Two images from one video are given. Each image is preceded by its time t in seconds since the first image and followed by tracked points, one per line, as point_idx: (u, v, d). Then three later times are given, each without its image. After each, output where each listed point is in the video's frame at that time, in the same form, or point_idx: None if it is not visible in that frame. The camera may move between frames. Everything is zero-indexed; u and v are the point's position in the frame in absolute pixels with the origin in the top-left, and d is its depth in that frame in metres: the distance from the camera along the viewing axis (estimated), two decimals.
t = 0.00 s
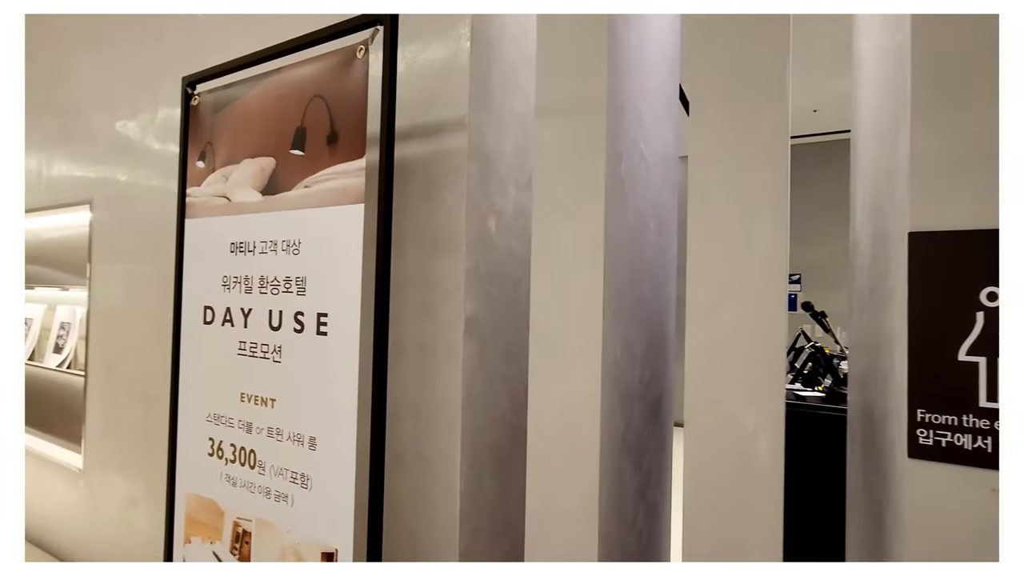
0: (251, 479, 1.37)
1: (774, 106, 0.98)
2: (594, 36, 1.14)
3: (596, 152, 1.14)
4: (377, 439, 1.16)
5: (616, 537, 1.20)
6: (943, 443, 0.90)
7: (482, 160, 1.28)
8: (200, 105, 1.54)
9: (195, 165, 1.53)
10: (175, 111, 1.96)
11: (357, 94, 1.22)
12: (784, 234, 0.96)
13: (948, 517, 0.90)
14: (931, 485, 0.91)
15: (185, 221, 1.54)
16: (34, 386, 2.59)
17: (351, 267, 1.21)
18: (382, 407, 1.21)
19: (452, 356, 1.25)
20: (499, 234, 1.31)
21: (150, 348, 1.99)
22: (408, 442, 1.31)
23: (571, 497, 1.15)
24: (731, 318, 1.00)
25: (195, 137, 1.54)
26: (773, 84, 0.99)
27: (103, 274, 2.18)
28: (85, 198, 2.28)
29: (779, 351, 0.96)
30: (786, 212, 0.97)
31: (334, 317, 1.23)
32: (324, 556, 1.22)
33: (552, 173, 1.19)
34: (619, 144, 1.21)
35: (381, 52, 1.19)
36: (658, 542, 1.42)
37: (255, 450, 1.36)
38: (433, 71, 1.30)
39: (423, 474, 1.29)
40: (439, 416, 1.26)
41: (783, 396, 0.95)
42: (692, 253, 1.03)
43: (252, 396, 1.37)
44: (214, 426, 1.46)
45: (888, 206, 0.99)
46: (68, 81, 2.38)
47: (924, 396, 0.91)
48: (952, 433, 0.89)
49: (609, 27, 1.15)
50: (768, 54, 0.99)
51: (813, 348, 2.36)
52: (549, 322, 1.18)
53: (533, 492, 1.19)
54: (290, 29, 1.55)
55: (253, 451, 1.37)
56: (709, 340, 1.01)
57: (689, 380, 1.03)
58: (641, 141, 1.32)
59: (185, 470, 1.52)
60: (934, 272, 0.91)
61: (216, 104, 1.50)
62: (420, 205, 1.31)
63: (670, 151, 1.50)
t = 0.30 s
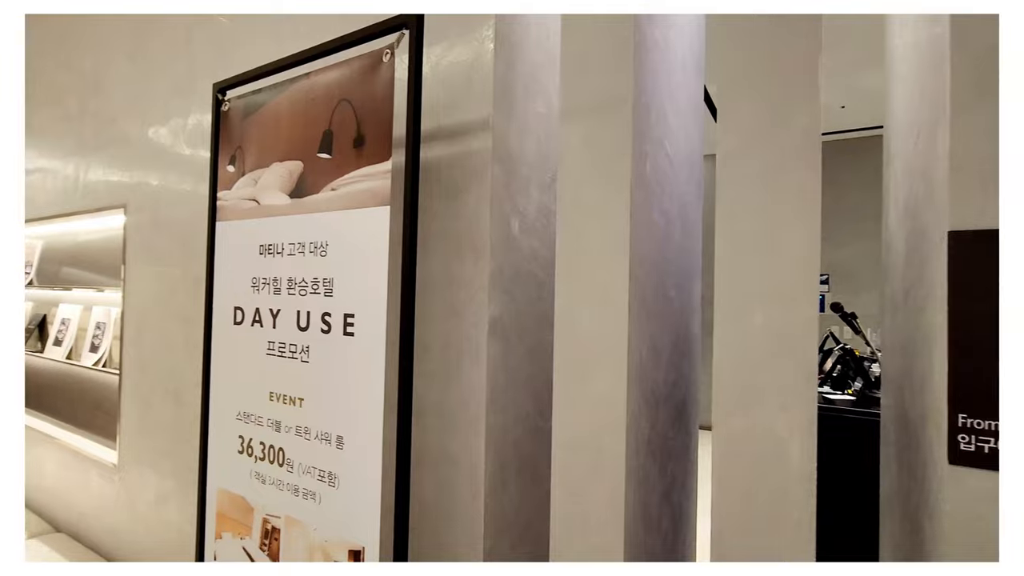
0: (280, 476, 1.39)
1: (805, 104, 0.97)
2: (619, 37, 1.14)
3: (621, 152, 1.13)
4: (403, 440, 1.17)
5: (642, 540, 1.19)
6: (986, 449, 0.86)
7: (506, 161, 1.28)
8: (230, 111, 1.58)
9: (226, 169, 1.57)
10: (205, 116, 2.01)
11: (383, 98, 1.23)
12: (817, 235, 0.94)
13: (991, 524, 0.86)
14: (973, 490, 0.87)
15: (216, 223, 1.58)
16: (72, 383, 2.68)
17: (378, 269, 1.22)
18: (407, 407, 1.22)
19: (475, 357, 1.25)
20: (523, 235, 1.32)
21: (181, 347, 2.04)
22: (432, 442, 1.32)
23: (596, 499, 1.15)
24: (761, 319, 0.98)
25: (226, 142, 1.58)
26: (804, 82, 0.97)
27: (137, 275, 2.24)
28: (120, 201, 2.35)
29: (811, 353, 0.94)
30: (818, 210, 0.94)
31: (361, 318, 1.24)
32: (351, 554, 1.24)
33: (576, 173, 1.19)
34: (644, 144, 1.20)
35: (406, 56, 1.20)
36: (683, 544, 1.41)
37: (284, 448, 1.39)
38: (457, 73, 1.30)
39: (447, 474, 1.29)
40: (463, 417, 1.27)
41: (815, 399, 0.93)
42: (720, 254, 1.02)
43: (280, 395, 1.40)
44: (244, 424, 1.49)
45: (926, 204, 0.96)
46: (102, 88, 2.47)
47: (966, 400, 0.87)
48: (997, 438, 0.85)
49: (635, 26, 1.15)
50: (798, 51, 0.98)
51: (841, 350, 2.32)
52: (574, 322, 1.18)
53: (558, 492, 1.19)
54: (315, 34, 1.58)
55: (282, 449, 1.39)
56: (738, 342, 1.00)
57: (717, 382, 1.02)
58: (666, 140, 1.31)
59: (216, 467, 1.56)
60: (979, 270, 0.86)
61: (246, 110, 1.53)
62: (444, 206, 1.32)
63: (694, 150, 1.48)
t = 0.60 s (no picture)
0: (309, 474, 1.42)
1: (840, 100, 0.94)
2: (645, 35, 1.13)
3: (648, 152, 1.12)
4: (429, 440, 1.18)
5: (670, 542, 1.17)
6: None
7: (531, 162, 1.28)
8: (260, 116, 1.62)
9: (256, 173, 1.61)
10: (235, 121, 2.05)
11: (409, 101, 1.25)
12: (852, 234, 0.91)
13: None
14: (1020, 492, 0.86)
15: (247, 226, 1.62)
16: (110, 381, 2.77)
17: (404, 270, 1.23)
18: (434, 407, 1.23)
19: (501, 358, 1.25)
20: (547, 237, 1.31)
21: (213, 347, 2.09)
22: (458, 442, 1.33)
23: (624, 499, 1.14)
24: (794, 320, 0.96)
25: (256, 147, 1.62)
26: (837, 77, 0.95)
27: (171, 277, 2.31)
28: (154, 205, 2.42)
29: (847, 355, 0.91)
30: (853, 209, 0.92)
31: (387, 319, 1.25)
32: (378, 552, 1.25)
33: (603, 174, 1.18)
34: (671, 143, 1.19)
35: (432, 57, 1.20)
36: (712, 550, 1.39)
37: (312, 447, 1.41)
38: (482, 75, 1.31)
39: (473, 475, 1.30)
40: (489, 418, 1.27)
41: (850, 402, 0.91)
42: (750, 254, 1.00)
43: (309, 395, 1.42)
44: (273, 423, 1.52)
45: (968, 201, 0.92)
46: (137, 95, 2.55)
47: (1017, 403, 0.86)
48: None
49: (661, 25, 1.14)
50: (831, 46, 0.95)
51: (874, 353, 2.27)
52: (601, 323, 1.17)
53: (584, 494, 1.19)
54: (342, 38, 1.60)
55: (310, 448, 1.42)
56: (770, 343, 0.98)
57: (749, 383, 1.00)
58: (693, 139, 1.29)
59: (246, 464, 1.60)
60: None
61: (275, 115, 1.57)
62: (469, 208, 1.32)
63: (722, 148, 1.45)
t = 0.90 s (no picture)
0: (336, 472, 1.44)
1: (875, 94, 0.92)
2: (672, 33, 1.13)
3: (675, 150, 1.11)
4: (455, 439, 1.18)
5: (697, 544, 1.16)
6: None
7: (555, 161, 1.27)
8: (288, 119, 1.65)
9: (284, 175, 1.64)
10: (262, 125, 2.09)
11: (435, 102, 1.25)
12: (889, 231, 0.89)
13: None
14: None
15: (275, 227, 1.65)
16: (144, 379, 2.86)
17: (430, 270, 1.24)
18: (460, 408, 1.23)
19: (526, 358, 1.25)
20: (571, 236, 1.31)
21: (242, 346, 2.14)
22: (482, 441, 1.33)
23: (651, 500, 1.14)
24: (827, 320, 0.94)
25: (284, 149, 1.65)
26: (873, 70, 0.92)
27: (201, 278, 2.36)
28: (185, 208, 2.48)
29: (884, 355, 0.89)
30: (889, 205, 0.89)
31: (414, 319, 1.26)
32: (404, 550, 1.26)
33: (630, 173, 1.18)
34: (699, 140, 1.18)
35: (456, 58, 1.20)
36: (741, 553, 1.37)
37: (339, 445, 1.43)
38: (506, 75, 1.31)
39: (497, 475, 1.30)
40: (513, 417, 1.27)
41: (888, 405, 0.88)
42: (782, 252, 0.98)
43: (336, 393, 1.44)
44: (301, 421, 1.55)
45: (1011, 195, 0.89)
46: (169, 100, 2.63)
47: None
48: None
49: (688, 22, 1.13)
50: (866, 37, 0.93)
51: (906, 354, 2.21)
52: (626, 322, 1.17)
53: (610, 494, 1.19)
54: (367, 41, 1.62)
55: (337, 446, 1.44)
56: (803, 344, 0.96)
57: (781, 384, 0.97)
58: (720, 136, 1.28)
59: (275, 461, 1.63)
60: None
61: (303, 118, 1.60)
62: (494, 208, 1.33)
63: (750, 145, 1.44)
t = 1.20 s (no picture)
0: (364, 469, 1.45)
1: (917, 86, 0.88)
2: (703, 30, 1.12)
3: (705, 147, 1.10)
4: (482, 438, 1.19)
5: (727, 546, 1.14)
6: None
7: (581, 160, 1.26)
8: (316, 121, 1.67)
9: (312, 176, 1.67)
10: (290, 128, 2.13)
11: (461, 102, 1.26)
12: (931, 228, 0.86)
13: None
14: None
15: (303, 227, 1.68)
16: (178, 376, 2.94)
17: (457, 270, 1.24)
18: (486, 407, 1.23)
19: (551, 358, 1.24)
20: (597, 235, 1.29)
21: (271, 345, 2.18)
22: (508, 441, 1.32)
23: (680, 502, 1.12)
24: (865, 320, 0.91)
25: (312, 151, 1.68)
26: (915, 60, 0.89)
27: (232, 278, 2.42)
28: (216, 210, 2.55)
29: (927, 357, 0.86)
30: (932, 201, 0.86)
31: (441, 318, 1.27)
32: (432, 548, 1.27)
33: (659, 172, 1.17)
34: (729, 137, 1.16)
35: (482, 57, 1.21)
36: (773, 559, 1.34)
37: (367, 443, 1.45)
38: (531, 73, 1.30)
39: (523, 475, 1.29)
40: (539, 417, 1.26)
41: (932, 408, 0.85)
42: (817, 250, 0.95)
43: (363, 392, 1.46)
44: (329, 418, 1.57)
45: None
46: (200, 105, 2.70)
47: None
48: None
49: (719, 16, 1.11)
50: (908, 26, 0.89)
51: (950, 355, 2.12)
52: (654, 322, 1.16)
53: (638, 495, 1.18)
54: (393, 44, 1.64)
55: (365, 444, 1.45)
56: (840, 345, 0.93)
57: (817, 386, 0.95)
58: (750, 132, 1.25)
59: (304, 458, 1.66)
60: None
61: (330, 120, 1.62)
62: (519, 207, 1.32)
63: (780, 141, 1.42)
